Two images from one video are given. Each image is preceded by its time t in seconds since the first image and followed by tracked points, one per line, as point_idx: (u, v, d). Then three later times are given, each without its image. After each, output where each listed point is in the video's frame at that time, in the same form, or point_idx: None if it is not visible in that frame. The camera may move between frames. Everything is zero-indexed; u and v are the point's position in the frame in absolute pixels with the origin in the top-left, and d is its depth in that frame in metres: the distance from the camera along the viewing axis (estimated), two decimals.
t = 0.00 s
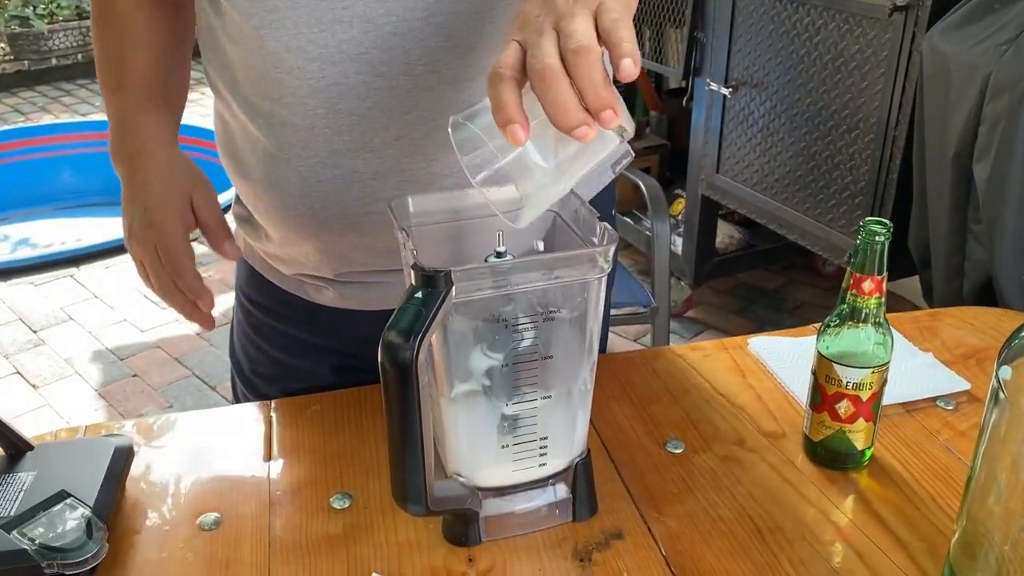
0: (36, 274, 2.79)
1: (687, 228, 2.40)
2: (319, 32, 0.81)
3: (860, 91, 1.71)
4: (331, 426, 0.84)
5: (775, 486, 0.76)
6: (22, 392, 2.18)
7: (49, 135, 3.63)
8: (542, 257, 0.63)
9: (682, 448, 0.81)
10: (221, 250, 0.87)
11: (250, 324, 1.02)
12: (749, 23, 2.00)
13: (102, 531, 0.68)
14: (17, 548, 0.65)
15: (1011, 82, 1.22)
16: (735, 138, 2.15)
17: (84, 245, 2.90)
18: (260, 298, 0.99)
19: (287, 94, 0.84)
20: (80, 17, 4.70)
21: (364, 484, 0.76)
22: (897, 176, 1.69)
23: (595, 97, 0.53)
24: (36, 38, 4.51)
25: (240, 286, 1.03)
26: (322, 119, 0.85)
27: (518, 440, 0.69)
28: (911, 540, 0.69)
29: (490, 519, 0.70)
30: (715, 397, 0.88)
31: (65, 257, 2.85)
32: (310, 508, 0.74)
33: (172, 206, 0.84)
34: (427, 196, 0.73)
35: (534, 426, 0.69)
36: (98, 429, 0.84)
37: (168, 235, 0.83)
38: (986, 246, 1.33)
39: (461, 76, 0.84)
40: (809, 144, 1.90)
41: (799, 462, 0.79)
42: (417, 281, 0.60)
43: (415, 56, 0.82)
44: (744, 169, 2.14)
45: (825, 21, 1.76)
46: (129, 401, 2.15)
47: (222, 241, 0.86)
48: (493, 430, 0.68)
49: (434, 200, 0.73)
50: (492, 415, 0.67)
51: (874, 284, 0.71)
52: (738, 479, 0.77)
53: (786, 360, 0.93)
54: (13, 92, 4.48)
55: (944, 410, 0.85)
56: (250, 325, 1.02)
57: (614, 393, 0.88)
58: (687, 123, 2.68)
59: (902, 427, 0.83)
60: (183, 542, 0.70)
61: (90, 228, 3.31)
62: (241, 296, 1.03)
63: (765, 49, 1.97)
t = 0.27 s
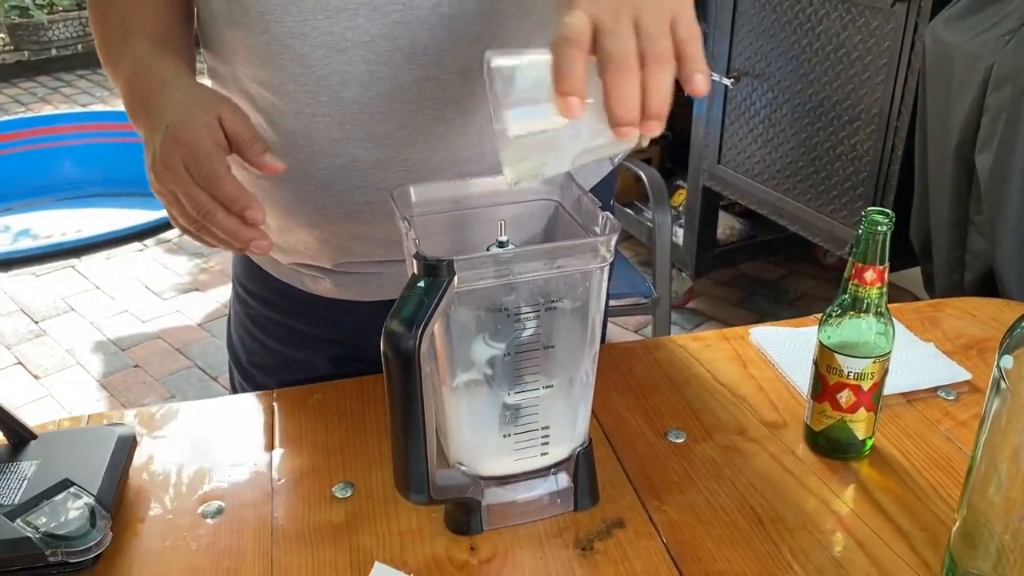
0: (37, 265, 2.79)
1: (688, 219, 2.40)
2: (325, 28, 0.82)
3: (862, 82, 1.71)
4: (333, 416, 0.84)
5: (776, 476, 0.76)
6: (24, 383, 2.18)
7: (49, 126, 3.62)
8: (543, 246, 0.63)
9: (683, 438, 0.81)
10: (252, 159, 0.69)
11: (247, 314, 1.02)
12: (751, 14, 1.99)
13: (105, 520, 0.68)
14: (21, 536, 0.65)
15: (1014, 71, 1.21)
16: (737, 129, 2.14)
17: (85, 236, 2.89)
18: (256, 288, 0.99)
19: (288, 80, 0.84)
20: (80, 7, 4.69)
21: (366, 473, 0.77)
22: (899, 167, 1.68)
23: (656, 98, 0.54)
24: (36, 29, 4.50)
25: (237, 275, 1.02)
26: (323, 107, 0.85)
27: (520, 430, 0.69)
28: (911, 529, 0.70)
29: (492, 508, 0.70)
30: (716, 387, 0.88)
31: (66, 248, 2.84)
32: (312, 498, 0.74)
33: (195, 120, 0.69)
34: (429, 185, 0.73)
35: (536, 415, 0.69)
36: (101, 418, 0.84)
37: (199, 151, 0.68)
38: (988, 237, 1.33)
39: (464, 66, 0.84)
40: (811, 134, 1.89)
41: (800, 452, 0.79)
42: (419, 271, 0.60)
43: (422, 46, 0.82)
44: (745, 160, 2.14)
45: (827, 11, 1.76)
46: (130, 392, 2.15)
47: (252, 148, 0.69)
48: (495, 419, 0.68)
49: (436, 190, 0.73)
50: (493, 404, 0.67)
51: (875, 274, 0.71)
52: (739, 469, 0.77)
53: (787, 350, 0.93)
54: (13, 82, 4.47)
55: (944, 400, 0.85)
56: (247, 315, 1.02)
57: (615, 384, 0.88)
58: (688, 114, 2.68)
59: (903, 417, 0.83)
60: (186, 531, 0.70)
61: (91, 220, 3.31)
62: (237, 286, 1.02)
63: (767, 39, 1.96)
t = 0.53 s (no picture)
0: (39, 259, 2.80)
1: (689, 213, 2.40)
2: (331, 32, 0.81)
3: (863, 76, 1.71)
4: (335, 408, 0.84)
5: (776, 468, 0.76)
6: (26, 376, 2.19)
7: (51, 120, 3.61)
8: (544, 239, 0.63)
9: (683, 430, 0.81)
10: (268, 128, 0.67)
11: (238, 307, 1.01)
12: (753, 8, 1.99)
13: (108, 511, 0.69)
14: (25, 528, 0.66)
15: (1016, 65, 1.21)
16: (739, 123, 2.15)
17: (87, 230, 2.90)
18: (247, 280, 0.98)
19: (292, 78, 0.84)
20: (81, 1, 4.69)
21: (368, 466, 0.77)
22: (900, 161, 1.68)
23: (698, 166, 0.64)
24: (38, 22, 4.50)
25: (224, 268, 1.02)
26: (329, 107, 0.84)
27: (521, 422, 0.69)
28: (909, 521, 0.70)
29: (492, 500, 0.71)
30: (716, 380, 0.89)
31: (67, 242, 2.85)
32: (314, 490, 0.74)
33: (203, 95, 0.67)
34: (430, 178, 0.73)
35: (537, 408, 0.69)
36: (104, 410, 0.84)
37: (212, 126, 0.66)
38: (988, 231, 1.33)
39: (467, 61, 0.84)
40: (812, 128, 1.89)
41: (799, 445, 0.79)
42: (421, 263, 0.60)
43: (429, 52, 0.82)
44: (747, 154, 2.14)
45: (829, 5, 1.76)
46: (132, 386, 2.16)
47: (266, 118, 0.67)
48: (496, 411, 0.68)
49: (436, 183, 0.73)
50: (495, 396, 0.68)
51: (875, 268, 0.72)
52: (739, 462, 0.77)
53: (787, 343, 0.94)
54: (14, 77, 4.47)
55: (944, 393, 0.85)
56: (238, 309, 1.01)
57: (616, 377, 0.89)
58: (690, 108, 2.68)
59: (903, 410, 0.83)
60: (189, 523, 0.70)
61: (93, 214, 3.31)
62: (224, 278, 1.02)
63: (769, 34, 1.96)
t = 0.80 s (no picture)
0: (42, 255, 2.81)
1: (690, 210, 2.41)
2: (322, 50, 0.80)
3: (864, 73, 1.72)
4: (338, 401, 0.85)
5: (774, 461, 0.77)
6: (29, 371, 2.20)
7: (54, 116, 3.62)
8: (544, 233, 0.64)
9: (682, 424, 0.82)
10: (247, 113, 0.65)
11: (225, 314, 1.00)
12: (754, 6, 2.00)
13: (113, 502, 0.69)
14: (31, 518, 0.66)
15: (1014, 61, 1.22)
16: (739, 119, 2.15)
17: (89, 227, 2.90)
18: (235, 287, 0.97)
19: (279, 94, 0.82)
20: None
21: (370, 458, 0.78)
22: (900, 158, 1.69)
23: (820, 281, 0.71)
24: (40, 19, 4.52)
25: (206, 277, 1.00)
26: (318, 124, 0.83)
27: (521, 415, 0.70)
28: (906, 513, 0.71)
29: (493, 492, 0.71)
30: (716, 374, 0.89)
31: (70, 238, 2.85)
32: (316, 482, 0.75)
33: (173, 79, 0.65)
34: (431, 173, 0.74)
35: (537, 400, 0.70)
36: (109, 403, 0.85)
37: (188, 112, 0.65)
38: (987, 227, 1.33)
39: (470, 58, 0.84)
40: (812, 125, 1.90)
41: (798, 438, 0.80)
42: (422, 257, 0.61)
43: (422, 70, 0.83)
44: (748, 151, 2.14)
45: (829, 2, 1.76)
46: (135, 381, 2.17)
47: (245, 102, 0.65)
48: (497, 404, 0.69)
49: (437, 178, 0.74)
50: (495, 389, 0.68)
51: (873, 262, 0.72)
52: (737, 455, 0.78)
53: (786, 338, 0.94)
54: (16, 73, 4.49)
55: (941, 387, 0.86)
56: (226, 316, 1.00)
57: (615, 371, 0.89)
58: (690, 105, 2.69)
59: (900, 404, 0.84)
60: (192, 514, 0.71)
61: (95, 210, 3.32)
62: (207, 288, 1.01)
63: (770, 30, 1.97)
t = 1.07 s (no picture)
0: (45, 253, 2.82)
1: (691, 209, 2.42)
2: (337, 96, 0.79)
3: (862, 72, 1.72)
4: (338, 397, 0.86)
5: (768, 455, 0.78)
6: (32, 369, 2.21)
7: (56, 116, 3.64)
8: (540, 230, 0.65)
9: (677, 419, 0.83)
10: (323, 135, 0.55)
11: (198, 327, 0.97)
12: (754, 5, 2.00)
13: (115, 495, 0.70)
14: (34, 511, 0.67)
15: (1009, 59, 1.23)
16: (739, 118, 2.16)
17: (91, 225, 2.92)
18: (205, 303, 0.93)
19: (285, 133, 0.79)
20: None
21: (369, 452, 0.79)
22: (898, 156, 1.70)
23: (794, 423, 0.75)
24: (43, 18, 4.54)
25: (168, 288, 0.96)
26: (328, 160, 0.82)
27: (518, 409, 0.71)
28: (897, 506, 0.72)
29: (489, 485, 0.72)
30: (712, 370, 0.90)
31: (72, 236, 2.87)
32: (316, 476, 0.76)
33: (228, 81, 0.54)
34: (430, 170, 0.75)
35: (533, 395, 0.71)
36: (111, 398, 0.86)
37: (257, 126, 0.54)
38: (983, 226, 1.34)
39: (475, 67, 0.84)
40: (811, 124, 1.91)
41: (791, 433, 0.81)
42: (420, 253, 0.62)
43: (432, 109, 0.83)
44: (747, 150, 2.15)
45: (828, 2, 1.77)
46: (137, 378, 2.18)
47: (318, 120, 0.55)
48: (493, 397, 0.70)
49: (436, 174, 0.75)
50: (492, 382, 0.70)
51: (864, 258, 0.73)
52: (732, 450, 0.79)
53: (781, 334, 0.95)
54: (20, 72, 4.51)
55: (934, 382, 0.87)
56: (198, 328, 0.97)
57: (611, 367, 0.90)
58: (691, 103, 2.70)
59: (893, 399, 0.85)
60: (193, 506, 0.72)
61: (97, 209, 3.34)
62: (170, 299, 0.97)
63: (769, 30, 1.97)
